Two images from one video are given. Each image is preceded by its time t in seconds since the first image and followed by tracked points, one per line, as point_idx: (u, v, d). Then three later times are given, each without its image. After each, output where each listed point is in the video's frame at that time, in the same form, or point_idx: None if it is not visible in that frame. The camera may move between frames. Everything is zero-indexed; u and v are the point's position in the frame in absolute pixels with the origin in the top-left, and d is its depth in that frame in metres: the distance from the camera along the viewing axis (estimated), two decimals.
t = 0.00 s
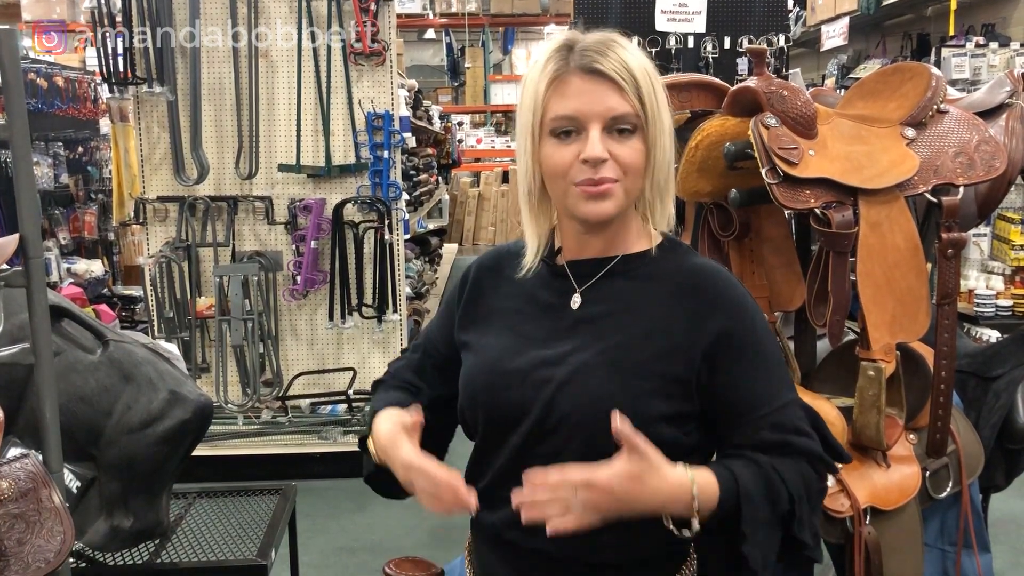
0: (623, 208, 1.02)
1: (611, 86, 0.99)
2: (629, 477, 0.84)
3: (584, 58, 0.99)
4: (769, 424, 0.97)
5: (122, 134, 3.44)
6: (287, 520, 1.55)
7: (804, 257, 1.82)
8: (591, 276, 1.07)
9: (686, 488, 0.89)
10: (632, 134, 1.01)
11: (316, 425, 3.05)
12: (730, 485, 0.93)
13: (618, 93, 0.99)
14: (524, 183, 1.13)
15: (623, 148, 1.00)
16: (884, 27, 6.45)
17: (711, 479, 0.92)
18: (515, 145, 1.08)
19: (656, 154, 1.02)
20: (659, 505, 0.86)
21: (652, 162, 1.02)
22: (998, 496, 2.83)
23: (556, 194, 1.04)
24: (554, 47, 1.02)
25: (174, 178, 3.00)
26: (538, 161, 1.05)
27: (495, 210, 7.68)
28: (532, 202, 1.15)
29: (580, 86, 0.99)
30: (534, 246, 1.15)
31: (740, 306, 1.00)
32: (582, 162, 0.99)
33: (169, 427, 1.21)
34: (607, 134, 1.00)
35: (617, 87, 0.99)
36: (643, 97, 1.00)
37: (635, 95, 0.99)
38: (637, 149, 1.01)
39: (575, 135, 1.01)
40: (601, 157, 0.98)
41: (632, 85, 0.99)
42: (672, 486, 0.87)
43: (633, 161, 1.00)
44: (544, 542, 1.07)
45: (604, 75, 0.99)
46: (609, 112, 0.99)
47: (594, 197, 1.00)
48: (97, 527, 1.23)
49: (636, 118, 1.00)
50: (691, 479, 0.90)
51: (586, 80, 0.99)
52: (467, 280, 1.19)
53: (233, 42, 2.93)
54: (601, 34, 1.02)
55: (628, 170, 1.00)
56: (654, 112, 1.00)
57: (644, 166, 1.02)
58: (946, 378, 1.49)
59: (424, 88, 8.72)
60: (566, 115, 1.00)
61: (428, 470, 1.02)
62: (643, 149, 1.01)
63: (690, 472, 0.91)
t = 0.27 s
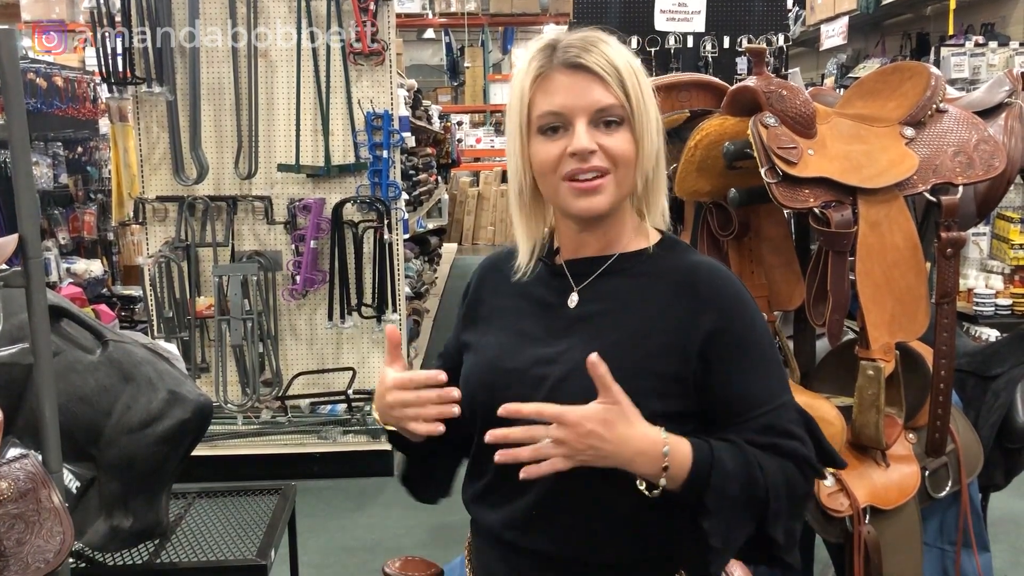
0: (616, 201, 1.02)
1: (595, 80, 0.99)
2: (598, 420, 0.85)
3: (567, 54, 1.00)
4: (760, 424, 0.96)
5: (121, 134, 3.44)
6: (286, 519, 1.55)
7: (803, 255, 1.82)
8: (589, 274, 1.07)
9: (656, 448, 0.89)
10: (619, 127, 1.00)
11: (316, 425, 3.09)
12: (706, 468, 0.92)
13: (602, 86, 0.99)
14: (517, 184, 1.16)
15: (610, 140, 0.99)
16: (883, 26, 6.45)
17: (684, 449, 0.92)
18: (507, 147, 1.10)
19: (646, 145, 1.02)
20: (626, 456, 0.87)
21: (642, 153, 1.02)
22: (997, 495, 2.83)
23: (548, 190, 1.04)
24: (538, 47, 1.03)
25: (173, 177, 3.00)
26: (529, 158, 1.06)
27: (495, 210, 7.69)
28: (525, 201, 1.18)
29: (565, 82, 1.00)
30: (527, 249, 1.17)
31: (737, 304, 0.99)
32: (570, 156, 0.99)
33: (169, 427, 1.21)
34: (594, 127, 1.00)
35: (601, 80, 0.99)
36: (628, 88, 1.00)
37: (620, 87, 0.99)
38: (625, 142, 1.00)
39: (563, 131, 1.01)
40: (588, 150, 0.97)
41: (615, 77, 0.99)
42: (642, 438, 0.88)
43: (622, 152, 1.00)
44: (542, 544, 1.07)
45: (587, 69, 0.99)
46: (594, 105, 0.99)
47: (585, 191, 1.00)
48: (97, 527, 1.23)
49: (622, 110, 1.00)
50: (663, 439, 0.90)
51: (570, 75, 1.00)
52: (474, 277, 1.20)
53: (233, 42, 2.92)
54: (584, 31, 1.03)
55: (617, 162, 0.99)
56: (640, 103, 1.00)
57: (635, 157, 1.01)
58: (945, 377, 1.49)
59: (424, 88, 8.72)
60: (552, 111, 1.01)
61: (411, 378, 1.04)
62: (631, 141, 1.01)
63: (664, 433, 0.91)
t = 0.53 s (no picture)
0: (607, 207, 1.02)
1: (588, 87, 0.98)
2: (572, 501, 0.86)
3: (560, 61, 0.99)
4: (757, 422, 0.94)
5: (120, 134, 3.44)
6: (287, 519, 1.55)
7: (802, 255, 1.82)
8: (583, 274, 1.08)
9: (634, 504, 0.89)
10: (612, 134, 1.00)
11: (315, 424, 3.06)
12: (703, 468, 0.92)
13: (595, 94, 0.98)
14: (509, 187, 1.15)
15: (603, 148, 0.99)
16: (883, 25, 6.45)
17: (663, 495, 0.92)
18: (500, 149, 1.10)
19: (638, 152, 1.02)
20: (607, 522, 0.87)
21: (634, 160, 1.01)
22: (997, 494, 2.84)
23: (541, 195, 1.05)
24: (531, 51, 1.02)
25: (172, 177, 3.00)
26: (522, 163, 1.06)
27: (494, 210, 7.69)
28: (514, 205, 1.18)
29: (557, 89, 0.99)
30: (517, 247, 1.19)
31: (732, 302, 0.97)
32: (562, 164, 0.99)
33: (169, 427, 1.21)
34: (586, 135, 0.99)
35: (594, 88, 0.98)
36: (621, 96, 0.99)
37: (613, 95, 0.98)
38: (618, 149, 1.00)
39: (555, 138, 1.01)
40: (579, 159, 0.98)
41: (608, 85, 0.98)
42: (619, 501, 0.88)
43: (614, 161, 1.00)
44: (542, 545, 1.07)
45: (581, 77, 0.98)
46: (586, 114, 0.98)
47: (576, 197, 1.00)
48: (97, 527, 1.23)
49: (615, 118, 0.99)
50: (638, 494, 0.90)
51: (563, 82, 0.99)
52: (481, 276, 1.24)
53: (233, 42, 2.92)
54: (578, 36, 1.02)
55: (609, 170, 1.00)
56: (633, 111, 1.00)
57: (627, 164, 1.01)
58: (945, 376, 1.49)
59: (423, 88, 8.72)
60: (544, 118, 1.01)
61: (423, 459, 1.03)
62: (624, 148, 1.01)
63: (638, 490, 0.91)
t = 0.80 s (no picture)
0: (609, 211, 1.03)
1: (593, 91, 0.98)
2: (562, 544, 0.89)
3: (565, 64, 0.99)
4: (750, 427, 0.96)
5: (119, 134, 3.44)
6: (286, 519, 1.55)
7: (802, 254, 1.82)
8: (583, 274, 1.08)
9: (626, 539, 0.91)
10: (616, 137, 1.00)
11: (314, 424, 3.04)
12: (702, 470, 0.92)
13: (600, 98, 0.98)
14: (510, 188, 1.15)
15: (606, 152, 0.99)
16: (882, 24, 6.45)
17: (656, 525, 0.94)
18: (502, 149, 1.10)
19: (641, 156, 1.02)
20: (594, 560, 0.89)
21: (637, 163, 1.02)
22: (997, 493, 2.84)
23: (543, 198, 1.05)
24: (536, 52, 1.02)
25: (172, 177, 3.00)
26: (524, 165, 1.06)
27: (494, 209, 7.69)
28: (517, 205, 1.16)
29: (561, 92, 0.99)
30: (519, 246, 1.19)
31: (730, 304, 0.98)
32: (566, 168, 0.99)
33: (168, 427, 1.21)
34: (590, 138, 1.00)
35: (598, 91, 0.98)
36: (625, 99, 0.99)
37: (618, 99, 0.98)
38: (621, 153, 1.00)
39: (558, 140, 1.01)
40: (583, 164, 0.98)
41: (613, 89, 0.98)
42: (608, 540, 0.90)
43: (617, 164, 1.00)
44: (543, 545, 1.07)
45: (586, 80, 0.98)
46: (591, 117, 0.98)
47: (579, 202, 1.01)
48: (97, 527, 1.23)
49: (619, 122, 0.99)
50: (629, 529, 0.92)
51: (567, 85, 0.99)
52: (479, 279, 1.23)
53: (233, 41, 2.92)
54: (583, 37, 1.02)
55: (612, 174, 1.00)
56: (637, 115, 1.00)
57: (630, 168, 1.02)
58: (944, 375, 1.49)
59: (423, 87, 8.72)
60: (548, 121, 1.00)
61: (415, 520, 1.05)
62: (627, 151, 1.01)
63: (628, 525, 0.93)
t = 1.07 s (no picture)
0: (612, 213, 1.03)
1: (596, 92, 0.98)
2: (563, 544, 0.89)
3: (569, 65, 0.99)
4: (751, 427, 0.96)
5: (119, 134, 3.44)
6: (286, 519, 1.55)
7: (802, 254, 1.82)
8: (584, 274, 1.08)
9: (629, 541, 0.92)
10: (618, 138, 1.00)
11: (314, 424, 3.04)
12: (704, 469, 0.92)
13: (603, 99, 0.98)
14: (512, 188, 1.15)
15: (609, 153, 1.00)
16: (882, 24, 6.45)
17: (657, 527, 0.94)
18: (505, 151, 1.09)
19: (643, 157, 1.02)
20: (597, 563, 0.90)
21: (640, 165, 1.02)
22: (997, 493, 2.84)
23: (547, 198, 1.05)
24: (540, 53, 1.02)
25: (171, 177, 3.00)
26: (527, 166, 1.06)
27: (494, 209, 7.69)
28: (518, 205, 1.16)
29: (565, 93, 0.99)
30: (520, 245, 1.19)
31: (731, 305, 0.98)
32: (569, 169, 0.99)
33: (168, 427, 1.21)
34: (593, 139, 1.00)
35: (601, 93, 0.98)
36: (628, 101, 0.99)
37: (621, 100, 0.99)
38: (624, 154, 1.00)
39: (562, 141, 1.01)
40: (587, 164, 0.98)
41: (617, 90, 0.98)
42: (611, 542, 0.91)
43: (620, 166, 1.00)
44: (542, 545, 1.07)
45: (590, 81, 0.98)
46: (594, 118, 0.98)
47: (581, 203, 1.01)
48: (96, 526, 1.23)
49: (622, 122, 0.99)
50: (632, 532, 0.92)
51: (571, 86, 0.99)
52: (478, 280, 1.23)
53: (233, 42, 2.92)
54: (587, 38, 1.02)
55: (615, 175, 1.00)
56: (640, 116, 1.00)
57: (633, 169, 1.02)
58: (944, 375, 1.49)
59: (423, 87, 8.72)
60: (552, 122, 1.00)
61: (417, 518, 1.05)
62: (630, 153, 1.01)
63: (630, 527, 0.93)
